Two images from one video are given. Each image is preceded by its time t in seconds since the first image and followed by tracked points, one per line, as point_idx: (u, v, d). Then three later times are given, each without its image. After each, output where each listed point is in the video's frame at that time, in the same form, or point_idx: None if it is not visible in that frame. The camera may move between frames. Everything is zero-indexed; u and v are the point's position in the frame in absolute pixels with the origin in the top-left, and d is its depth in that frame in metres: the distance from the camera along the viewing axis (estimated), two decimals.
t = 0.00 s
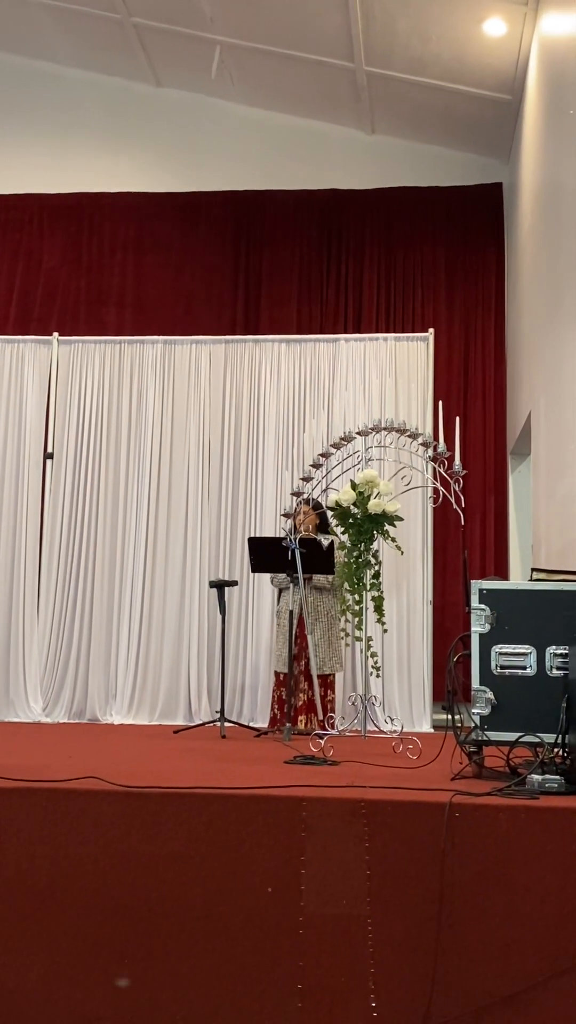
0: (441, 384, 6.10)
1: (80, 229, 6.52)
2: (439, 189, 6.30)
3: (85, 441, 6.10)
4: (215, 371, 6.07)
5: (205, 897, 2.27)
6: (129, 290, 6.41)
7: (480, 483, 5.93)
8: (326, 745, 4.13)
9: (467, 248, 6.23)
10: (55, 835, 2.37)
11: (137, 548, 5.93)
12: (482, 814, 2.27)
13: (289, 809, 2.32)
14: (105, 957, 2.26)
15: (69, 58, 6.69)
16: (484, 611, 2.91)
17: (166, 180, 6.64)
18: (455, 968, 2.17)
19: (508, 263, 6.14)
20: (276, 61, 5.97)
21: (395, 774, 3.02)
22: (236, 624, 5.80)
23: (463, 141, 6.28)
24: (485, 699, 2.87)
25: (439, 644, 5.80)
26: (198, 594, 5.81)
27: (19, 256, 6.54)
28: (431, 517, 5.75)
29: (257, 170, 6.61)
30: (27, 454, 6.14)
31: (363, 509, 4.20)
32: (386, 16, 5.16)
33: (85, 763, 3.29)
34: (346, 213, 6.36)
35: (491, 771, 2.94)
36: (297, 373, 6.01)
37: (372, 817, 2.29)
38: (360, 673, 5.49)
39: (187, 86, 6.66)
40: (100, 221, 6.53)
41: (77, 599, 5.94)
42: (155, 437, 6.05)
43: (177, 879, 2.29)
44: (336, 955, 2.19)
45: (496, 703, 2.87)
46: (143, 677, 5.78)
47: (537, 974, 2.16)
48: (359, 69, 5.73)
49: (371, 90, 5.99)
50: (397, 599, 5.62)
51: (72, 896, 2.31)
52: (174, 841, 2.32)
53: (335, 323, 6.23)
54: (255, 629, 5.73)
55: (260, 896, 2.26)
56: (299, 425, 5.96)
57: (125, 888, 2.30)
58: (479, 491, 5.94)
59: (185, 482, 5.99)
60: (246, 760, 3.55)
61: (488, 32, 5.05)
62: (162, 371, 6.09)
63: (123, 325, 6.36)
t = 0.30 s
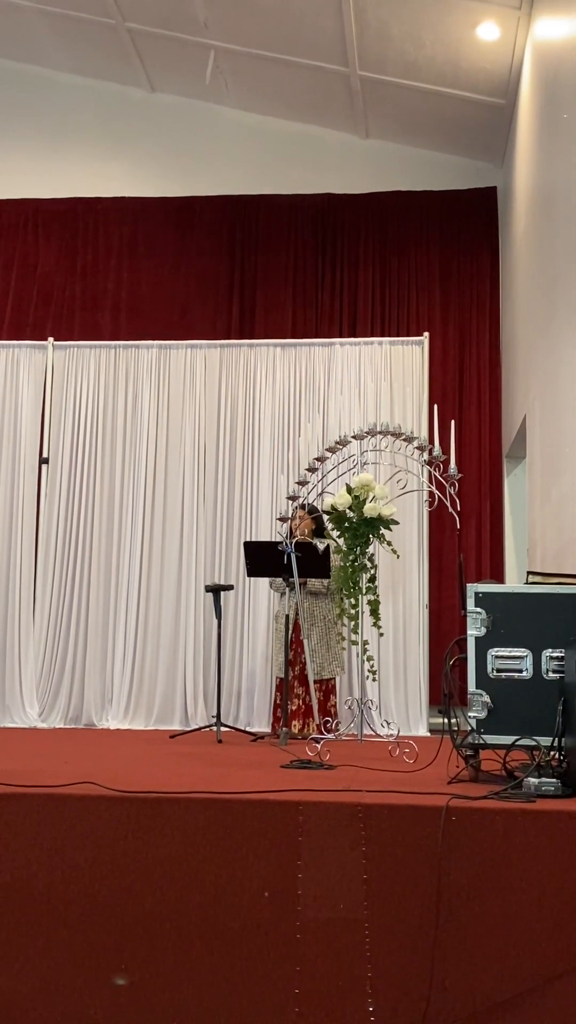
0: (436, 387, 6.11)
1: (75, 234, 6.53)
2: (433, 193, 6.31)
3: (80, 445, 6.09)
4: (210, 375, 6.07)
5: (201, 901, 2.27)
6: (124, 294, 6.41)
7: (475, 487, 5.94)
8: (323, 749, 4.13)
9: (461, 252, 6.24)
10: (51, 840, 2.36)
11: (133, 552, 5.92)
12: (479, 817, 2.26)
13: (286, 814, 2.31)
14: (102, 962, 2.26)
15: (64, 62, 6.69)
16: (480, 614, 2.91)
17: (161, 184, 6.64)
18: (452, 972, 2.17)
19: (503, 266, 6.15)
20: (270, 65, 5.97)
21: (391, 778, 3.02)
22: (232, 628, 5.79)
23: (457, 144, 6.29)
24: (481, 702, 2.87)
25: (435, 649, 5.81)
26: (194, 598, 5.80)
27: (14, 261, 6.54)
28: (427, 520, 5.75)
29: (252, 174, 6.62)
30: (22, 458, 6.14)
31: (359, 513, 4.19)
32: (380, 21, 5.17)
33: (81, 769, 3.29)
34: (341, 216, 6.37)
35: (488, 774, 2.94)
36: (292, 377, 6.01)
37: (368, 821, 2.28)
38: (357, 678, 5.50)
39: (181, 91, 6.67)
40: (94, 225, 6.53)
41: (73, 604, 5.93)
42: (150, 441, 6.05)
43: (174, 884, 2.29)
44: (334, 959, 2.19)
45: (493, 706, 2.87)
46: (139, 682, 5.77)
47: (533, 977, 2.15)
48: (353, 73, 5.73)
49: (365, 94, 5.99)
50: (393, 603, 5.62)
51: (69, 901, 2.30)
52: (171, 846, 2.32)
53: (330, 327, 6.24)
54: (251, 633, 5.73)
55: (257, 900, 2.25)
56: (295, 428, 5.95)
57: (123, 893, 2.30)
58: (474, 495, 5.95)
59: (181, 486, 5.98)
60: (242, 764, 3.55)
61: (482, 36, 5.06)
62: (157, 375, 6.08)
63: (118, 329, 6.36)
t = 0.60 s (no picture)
0: (434, 393, 6.11)
1: (72, 241, 6.54)
2: (430, 199, 6.32)
3: (78, 452, 6.09)
4: (207, 382, 6.07)
5: (201, 908, 2.26)
6: (122, 301, 6.42)
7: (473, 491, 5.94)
8: (322, 755, 4.12)
9: (458, 257, 6.25)
10: (51, 847, 2.35)
11: (131, 558, 5.91)
12: (479, 822, 2.26)
13: (285, 820, 2.31)
14: (100, 970, 2.24)
15: (60, 70, 6.71)
16: (478, 619, 2.91)
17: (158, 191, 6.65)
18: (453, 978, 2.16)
19: (499, 271, 6.16)
20: (266, 71, 5.99)
21: (391, 784, 3.02)
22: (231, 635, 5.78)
23: (453, 150, 6.31)
24: (480, 706, 2.86)
25: (434, 652, 5.79)
26: (192, 604, 5.80)
27: (12, 268, 6.55)
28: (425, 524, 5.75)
29: (249, 180, 6.62)
30: (20, 466, 6.13)
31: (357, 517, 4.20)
32: (377, 26, 5.19)
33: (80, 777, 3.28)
34: (337, 223, 6.38)
35: (487, 780, 2.94)
36: (290, 383, 6.01)
37: (368, 826, 2.28)
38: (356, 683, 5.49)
39: (178, 98, 6.69)
40: (91, 232, 6.54)
41: (71, 611, 5.92)
42: (148, 447, 6.05)
43: (173, 891, 2.28)
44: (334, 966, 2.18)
45: (492, 711, 2.86)
46: (138, 689, 5.76)
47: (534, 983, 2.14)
48: (349, 79, 5.75)
49: (361, 100, 6.01)
50: (392, 608, 5.62)
51: (68, 908, 2.30)
52: (171, 853, 2.31)
53: (327, 333, 6.24)
54: (250, 639, 5.73)
55: (257, 907, 2.25)
56: (292, 434, 5.96)
57: (122, 900, 2.29)
58: (472, 500, 5.95)
59: (179, 492, 5.98)
60: (241, 771, 3.54)
61: (477, 41, 5.08)
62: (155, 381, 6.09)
63: (116, 335, 6.36)
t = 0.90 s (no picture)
0: (432, 398, 6.12)
1: (70, 248, 6.54)
2: (427, 205, 6.34)
3: (77, 459, 6.10)
4: (206, 388, 6.07)
5: (202, 915, 2.26)
6: (120, 308, 6.43)
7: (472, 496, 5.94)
8: (322, 762, 4.12)
9: (456, 263, 6.27)
10: (51, 854, 2.35)
11: (130, 565, 5.91)
12: (479, 828, 2.26)
13: (286, 826, 2.31)
14: (102, 976, 2.24)
15: (57, 78, 6.73)
16: (478, 624, 2.91)
17: (155, 198, 6.67)
18: (453, 984, 2.16)
19: (497, 278, 6.18)
20: (263, 79, 6.01)
21: (391, 789, 3.02)
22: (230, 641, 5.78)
23: (450, 157, 6.33)
24: (480, 712, 2.87)
25: (434, 658, 5.80)
26: (192, 610, 5.79)
27: (10, 276, 6.56)
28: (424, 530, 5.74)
29: (246, 188, 6.64)
30: (19, 472, 6.13)
31: (356, 524, 4.20)
32: (373, 34, 5.20)
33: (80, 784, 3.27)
34: (335, 229, 6.39)
35: (487, 785, 2.94)
36: (288, 389, 6.01)
37: (368, 832, 2.28)
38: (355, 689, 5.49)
39: (175, 106, 6.70)
40: (89, 239, 6.55)
41: (70, 618, 5.92)
42: (147, 454, 6.05)
43: (174, 896, 2.28)
44: (335, 972, 2.18)
45: (492, 715, 2.87)
46: (137, 695, 5.75)
47: (536, 985, 2.15)
48: (346, 86, 5.77)
49: (357, 108, 6.03)
50: (391, 614, 5.62)
51: (68, 916, 2.30)
52: (171, 859, 2.31)
53: (325, 339, 6.25)
54: (249, 645, 5.73)
55: (258, 913, 2.25)
56: (291, 440, 5.96)
57: (123, 906, 2.29)
58: (471, 505, 5.96)
59: (178, 498, 5.98)
60: (240, 778, 3.55)
61: (473, 49, 5.10)
62: (153, 388, 6.09)
63: (114, 342, 6.37)
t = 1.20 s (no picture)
0: (431, 407, 6.12)
1: (69, 259, 6.56)
2: (425, 215, 6.36)
3: (77, 470, 6.10)
4: (205, 398, 6.07)
5: (203, 925, 2.25)
6: (119, 319, 6.43)
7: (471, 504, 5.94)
8: (323, 771, 4.11)
9: (454, 272, 6.28)
10: (52, 866, 2.34)
11: (130, 575, 5.90)
12: (481, 837, 2.25)
13: (288, 836, 2.30)
14: (103, 989, 2.23)
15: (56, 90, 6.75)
16: (478, 632, 2.90)
17: (153, 209, 6.68)
18: (456, 993, 2.14)
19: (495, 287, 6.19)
20: (260, 90, 6.02)
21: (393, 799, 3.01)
22: (231, 650, 5.78)
23: (447, 166, 6.34)
24: (481, 721, 2.86)
25: (435, 666, 5.80)
26: (192, 621, 5.79)
27: (9, 287, 6.56)
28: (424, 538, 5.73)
29: (245, 198, 6.65)
30: (19, 483, 6.13)
31: (356, 533, 4.19)
32: (370, 43, 5.22)
33: (81, 795, 3.27)
34: (333, 239, 6.41)
35: (489, 794, 2.93)
36: (288, 398, 6.01)
37: (370, 842, 2.27)
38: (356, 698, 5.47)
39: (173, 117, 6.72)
40: (88, 251, 6.56)
41: (71, 629, 5.91)
42: (147, 464, 6.05)
43: (176, 908, 2.27)
44: (337, 982, 2.17)
45: (493, 725, 2.86)
46: (138, 706, 5.74)
47: (541, 996, 2.13)
48: (343, 96, 5.79)
49: (355, 118, 6.04)
50: (392, 623, 5.61)
51: (69, 927, 2.28)
52: (172, 870, 2.31)
53: (324, 349, 6.25)
54: (250, 655, 5.72)
55: (260, 924, 2.24)
56: (290, 450, 5.96)
57: (124, 917, 2.28)
58: (471, 513, 5.95)
59: (178, 509, 5.98)
60: (242, 787, 3.54)
61: (470, 58, 5.11)
62: (153, 399, 6.09)
63: (113, 353, 6.38)
